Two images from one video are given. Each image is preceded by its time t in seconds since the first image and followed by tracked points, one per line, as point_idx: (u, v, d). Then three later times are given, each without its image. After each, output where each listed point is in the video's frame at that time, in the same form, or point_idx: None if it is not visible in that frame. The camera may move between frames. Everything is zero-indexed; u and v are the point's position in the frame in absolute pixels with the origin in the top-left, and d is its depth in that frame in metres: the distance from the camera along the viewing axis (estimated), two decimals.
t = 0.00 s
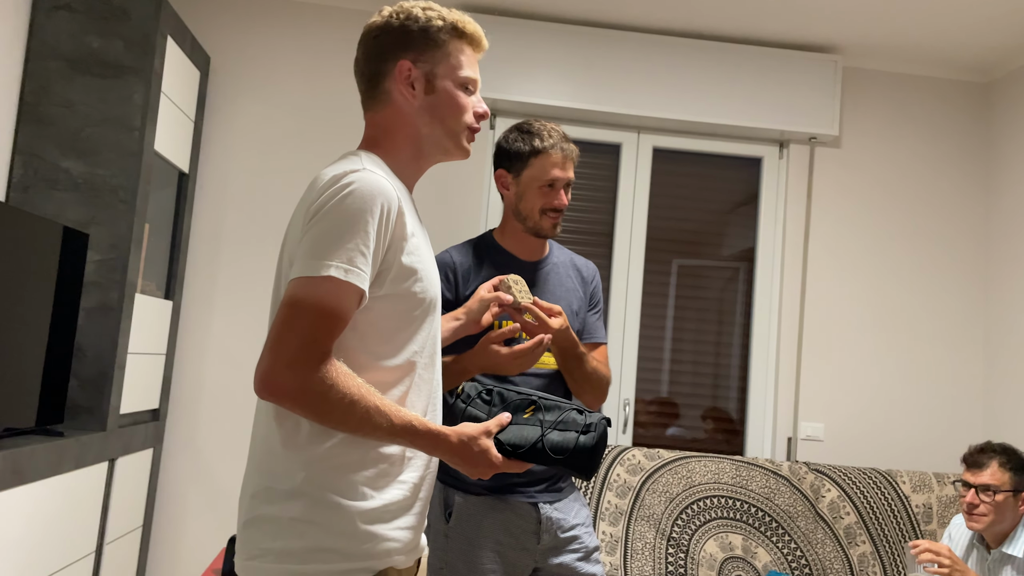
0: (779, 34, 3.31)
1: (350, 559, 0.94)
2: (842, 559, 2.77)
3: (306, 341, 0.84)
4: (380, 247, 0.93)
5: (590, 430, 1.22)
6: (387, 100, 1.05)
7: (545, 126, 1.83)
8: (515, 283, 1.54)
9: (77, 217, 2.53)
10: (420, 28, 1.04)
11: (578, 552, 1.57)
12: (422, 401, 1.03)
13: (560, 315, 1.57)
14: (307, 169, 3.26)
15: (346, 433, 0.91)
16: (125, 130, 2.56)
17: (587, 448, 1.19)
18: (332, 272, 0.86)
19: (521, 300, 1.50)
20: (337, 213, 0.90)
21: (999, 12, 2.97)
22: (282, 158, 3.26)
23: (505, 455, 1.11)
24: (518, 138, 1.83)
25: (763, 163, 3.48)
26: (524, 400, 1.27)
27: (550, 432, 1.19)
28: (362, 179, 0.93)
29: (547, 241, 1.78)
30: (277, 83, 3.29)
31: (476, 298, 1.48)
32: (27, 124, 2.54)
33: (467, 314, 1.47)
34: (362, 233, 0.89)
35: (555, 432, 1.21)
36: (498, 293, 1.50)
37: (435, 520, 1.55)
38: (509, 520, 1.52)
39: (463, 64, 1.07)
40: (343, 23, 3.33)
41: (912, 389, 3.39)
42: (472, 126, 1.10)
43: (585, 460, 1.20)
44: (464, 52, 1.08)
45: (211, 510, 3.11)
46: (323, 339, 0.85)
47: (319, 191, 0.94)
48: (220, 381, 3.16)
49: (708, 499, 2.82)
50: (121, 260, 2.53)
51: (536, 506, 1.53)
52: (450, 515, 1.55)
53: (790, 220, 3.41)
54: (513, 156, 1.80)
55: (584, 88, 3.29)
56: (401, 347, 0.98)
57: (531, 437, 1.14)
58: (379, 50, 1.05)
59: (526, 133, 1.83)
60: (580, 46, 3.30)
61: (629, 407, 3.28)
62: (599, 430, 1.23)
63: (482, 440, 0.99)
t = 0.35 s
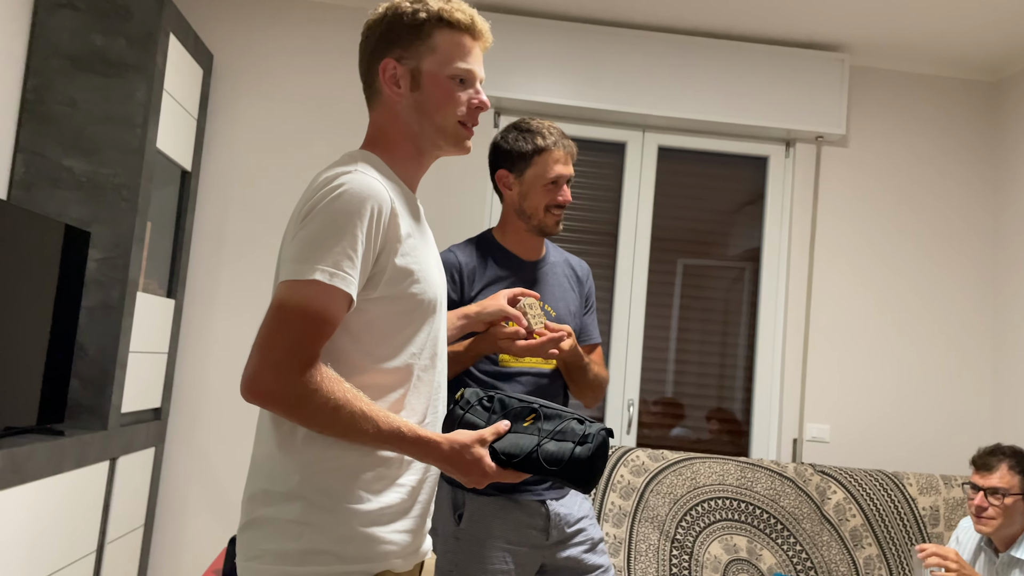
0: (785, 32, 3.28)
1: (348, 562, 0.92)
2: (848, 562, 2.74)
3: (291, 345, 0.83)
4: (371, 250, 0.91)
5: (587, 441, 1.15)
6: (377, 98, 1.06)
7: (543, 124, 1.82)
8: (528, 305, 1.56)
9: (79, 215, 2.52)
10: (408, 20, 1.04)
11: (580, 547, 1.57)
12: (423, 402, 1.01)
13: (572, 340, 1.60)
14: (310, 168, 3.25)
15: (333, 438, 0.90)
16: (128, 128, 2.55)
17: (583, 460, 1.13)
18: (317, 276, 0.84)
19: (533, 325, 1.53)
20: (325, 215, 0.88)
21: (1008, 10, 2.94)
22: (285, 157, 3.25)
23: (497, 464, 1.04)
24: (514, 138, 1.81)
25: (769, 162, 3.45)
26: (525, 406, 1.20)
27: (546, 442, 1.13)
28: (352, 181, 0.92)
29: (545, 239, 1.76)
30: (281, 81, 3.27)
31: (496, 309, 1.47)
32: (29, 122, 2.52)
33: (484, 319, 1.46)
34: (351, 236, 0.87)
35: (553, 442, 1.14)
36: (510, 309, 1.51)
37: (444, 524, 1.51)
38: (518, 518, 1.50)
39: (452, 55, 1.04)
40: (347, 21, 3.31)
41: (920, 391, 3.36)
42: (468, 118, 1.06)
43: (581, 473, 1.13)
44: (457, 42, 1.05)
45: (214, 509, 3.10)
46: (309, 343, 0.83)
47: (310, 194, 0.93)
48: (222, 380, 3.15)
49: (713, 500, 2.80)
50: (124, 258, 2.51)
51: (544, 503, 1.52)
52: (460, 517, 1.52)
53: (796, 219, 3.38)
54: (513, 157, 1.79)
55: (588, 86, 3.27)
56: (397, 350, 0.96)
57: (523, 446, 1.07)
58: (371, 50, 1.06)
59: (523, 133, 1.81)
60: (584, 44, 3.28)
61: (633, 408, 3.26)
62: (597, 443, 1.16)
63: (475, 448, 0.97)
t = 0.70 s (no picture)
0: (788, 29, 3.27)
1: (353, 562, 0.92)
2: (852, 560, 2.74)
3: (293, 351, 0.82)
4: (375, 255, 0.91)
5: (591, 449, 1.14)
6: (422, 100, 1.03)
7: (556, 128, 1.83)
8: (532, 309, 1.55)
9: (81, 214, 2.52)
10: (472, 38, 1.02)
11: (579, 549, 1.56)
12: (427, 403, 1.01)
13: (574, 344, 1.61)
14: (312, 166, 3.24)
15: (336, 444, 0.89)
16: (130, 127, 2.54)
17: (587, 468, 1.12)
18: (322, 282, 0.84)
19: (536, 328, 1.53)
20: (330, 220, 0.87)
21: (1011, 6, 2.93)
22: (287, 155, 3.24)
23: (501, 472, 1.03)
24: (525, 138, 1.81)
25: (772, 160, 3.44)
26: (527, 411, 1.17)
27: (550, 449, 1.11)
28: (359, 184, 0.91)
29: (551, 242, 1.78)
30: (282, 79, 3.27)
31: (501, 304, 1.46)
32: (31, 122, 2.52)
33: (488, 314, 1.45)
34: (356, 242, 0.87)
35: (556, 449, 1.12)
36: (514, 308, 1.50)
37: (449, 519, 1.53)
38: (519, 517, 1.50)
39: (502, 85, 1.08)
40: (348, 19, 3.30)
41: (924, 387, 3.35)
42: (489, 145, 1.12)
43: (584, 481, 1.12)
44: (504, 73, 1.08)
45: (217, 509, 3.09)
46: (312, 349, 0.83)
47: (315, 197, 0.92)
48: (225, 379, 3.14)
49: (717, 499, 2.79)
50: (127, 257, 2.51)
51: (545, 501, 1.52)
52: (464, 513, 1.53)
53: (800, 217, 3.37)
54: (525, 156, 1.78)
55: (591, 84, 3.26)
56: (402, 354, 0.96)
57: (527, 454, 1.06)
58: (425, 47, 1.02)
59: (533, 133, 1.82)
60: (586, 41, 3.27)
61: (636, 406, 3.26)
62: (601, 450, 1.14)
63: (478, 455, 0.96)
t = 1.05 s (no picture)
0: (783, 26, 3.27)
1: (354, 566, 0.92)
2: (852, 555, 2.75)
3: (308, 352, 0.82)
4: (389, 258, 0.91)
5: (590, 460, 1.15)
6: (441, 111, 1.03)
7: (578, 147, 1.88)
8: (529, 322, 1.56)
9: (78, 219, 2.51)
10: (492, 58, 1.04)
11: (556, 552, 1.61)
12: (428, 407, 1.01)
13: (572, 357, 1.59)
14: (309, 168, 3.24)
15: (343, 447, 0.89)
16: (126, 131, 2.54)
17: (586, 479, 1.13)
18: (339, 283, 0.84)
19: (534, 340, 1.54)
20: (347, 222, 0.87)
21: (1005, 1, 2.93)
22: (283, 157, 3.24)
23: (502, 481, 1.04)
24: (541, 152, 1.85)
25: (769, 156, 3.45)
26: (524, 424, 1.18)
27: (550, 459, 1.12)
28: (376, 187, 0.91)
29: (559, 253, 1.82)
30: (278, 81, 3.26)
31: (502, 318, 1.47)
32: (27, 126, 2.52)
33: (489, 325, 1.46)
34: (373, 245, 0.87)
35: (555, 460, 1.13)
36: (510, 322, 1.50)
37: (445, 513, 1.52)
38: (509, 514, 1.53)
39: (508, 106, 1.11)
40: (343, 20, 3.30)
41: (922, 382, 3.36)
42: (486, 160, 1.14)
43: (583, 491, 1.13)
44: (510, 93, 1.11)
45: (217, 512, 3.10)
46: (327, 351, 0.83)
47: (329, 197, 0.92)
48: (225, 382, 3.15)
49: (717, 496, 2.79)
50: (124, 261, 2.51)
51: (534, 502, 1.56)
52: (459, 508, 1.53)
53: (797, 213, 3.38)
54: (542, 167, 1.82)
55: (587, 82, 3.26)
56: (408, 357, 0.96)
57: (528, 464, 1.07)
58: (451, 59, 1.02)
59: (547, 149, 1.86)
60: (583, 39, 3.27)
61: (635, 404, 3.26)
62: (600, 461, 1.15)
63: (481, 463, 0.96)
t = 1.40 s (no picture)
0: (773, 19, 3.28)
1: (357, 564, 0.93)
2: (849, 544, 2.77)
3: (313, 352, 0.83)
4: (390, 258, 0.91)
5: (590, 455, 1.15)
6: (437, 115, 1.04)
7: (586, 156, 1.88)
8: (521, 334, 1.56)
9: (71, 223, 2.51)
10: (489, 65, 1.05)
11: (547, 545, 1.63)
12: (429, 405, 1.02)
13: (564, 365, 1.62)
14: (301, 168, 3.24)
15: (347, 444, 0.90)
16: (118, 134, 2.54)
17: (586, 473, 1.13)
18: (344, 283, 0.85)
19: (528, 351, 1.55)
20: (350, 223, 0.88)
21: None
22: (276, 157, 3.24)
23: (502, 475, 1.07)
24: (553, 154, 1.86)
25: (760, 149, 3.46)
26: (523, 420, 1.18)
27: (549, 454, 1.13)
28: (378, 189, 0.91)
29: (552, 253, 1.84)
30: (269, 82, 3.26)
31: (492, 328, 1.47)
32: (18, 131, 2.51)
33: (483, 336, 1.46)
34: (376, 246, 0.88)
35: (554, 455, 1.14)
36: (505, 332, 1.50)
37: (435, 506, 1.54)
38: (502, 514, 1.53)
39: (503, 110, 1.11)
40: (333, 19, 3.30)
41: (916, 372, 3.38)
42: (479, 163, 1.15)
43: (584, 485, 1.13)
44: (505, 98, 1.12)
45: (216, 513, 3.10)
46: (334, 351, 0.84)
47: (330, 198, 0.92)
48: (221, 384, 3.15)
49: (714, 489, 2.81)
50: (118, 265, 2.51)
51: (530, 497, 1.57)
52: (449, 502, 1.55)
53: (789, 206, 3.39)
54: (552, 169, 1.81)
55: (578, 78, 3.27)
56: (409, 356, 0.97)
57: (525, 461, 1.09)
58: (448, 64, 1.03)
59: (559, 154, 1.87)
60: (573, 35, 3.28)
61: (631, 399, 3.28)
62: (599, 456, 1.15)
63: (483, 459, 0.97)
